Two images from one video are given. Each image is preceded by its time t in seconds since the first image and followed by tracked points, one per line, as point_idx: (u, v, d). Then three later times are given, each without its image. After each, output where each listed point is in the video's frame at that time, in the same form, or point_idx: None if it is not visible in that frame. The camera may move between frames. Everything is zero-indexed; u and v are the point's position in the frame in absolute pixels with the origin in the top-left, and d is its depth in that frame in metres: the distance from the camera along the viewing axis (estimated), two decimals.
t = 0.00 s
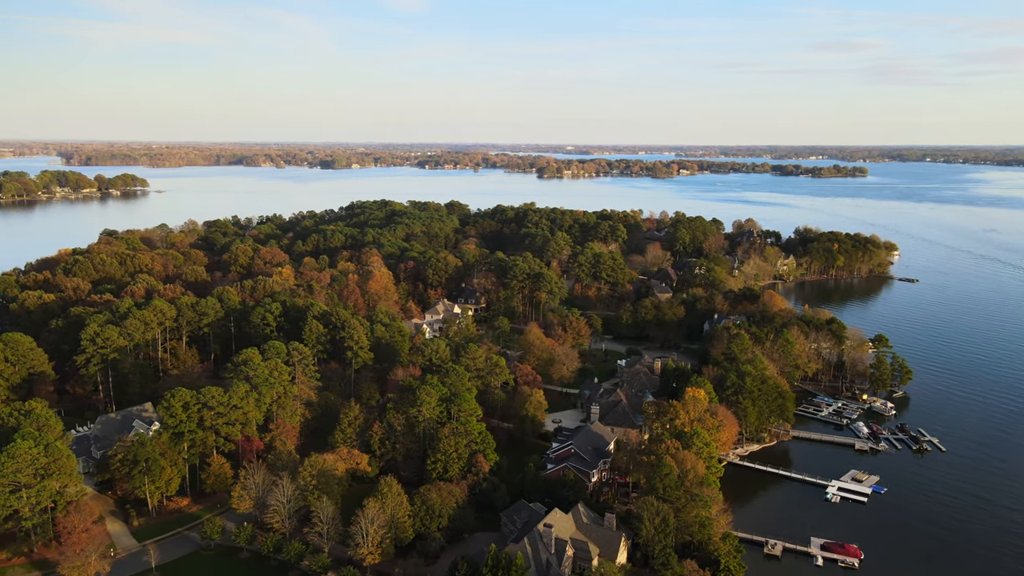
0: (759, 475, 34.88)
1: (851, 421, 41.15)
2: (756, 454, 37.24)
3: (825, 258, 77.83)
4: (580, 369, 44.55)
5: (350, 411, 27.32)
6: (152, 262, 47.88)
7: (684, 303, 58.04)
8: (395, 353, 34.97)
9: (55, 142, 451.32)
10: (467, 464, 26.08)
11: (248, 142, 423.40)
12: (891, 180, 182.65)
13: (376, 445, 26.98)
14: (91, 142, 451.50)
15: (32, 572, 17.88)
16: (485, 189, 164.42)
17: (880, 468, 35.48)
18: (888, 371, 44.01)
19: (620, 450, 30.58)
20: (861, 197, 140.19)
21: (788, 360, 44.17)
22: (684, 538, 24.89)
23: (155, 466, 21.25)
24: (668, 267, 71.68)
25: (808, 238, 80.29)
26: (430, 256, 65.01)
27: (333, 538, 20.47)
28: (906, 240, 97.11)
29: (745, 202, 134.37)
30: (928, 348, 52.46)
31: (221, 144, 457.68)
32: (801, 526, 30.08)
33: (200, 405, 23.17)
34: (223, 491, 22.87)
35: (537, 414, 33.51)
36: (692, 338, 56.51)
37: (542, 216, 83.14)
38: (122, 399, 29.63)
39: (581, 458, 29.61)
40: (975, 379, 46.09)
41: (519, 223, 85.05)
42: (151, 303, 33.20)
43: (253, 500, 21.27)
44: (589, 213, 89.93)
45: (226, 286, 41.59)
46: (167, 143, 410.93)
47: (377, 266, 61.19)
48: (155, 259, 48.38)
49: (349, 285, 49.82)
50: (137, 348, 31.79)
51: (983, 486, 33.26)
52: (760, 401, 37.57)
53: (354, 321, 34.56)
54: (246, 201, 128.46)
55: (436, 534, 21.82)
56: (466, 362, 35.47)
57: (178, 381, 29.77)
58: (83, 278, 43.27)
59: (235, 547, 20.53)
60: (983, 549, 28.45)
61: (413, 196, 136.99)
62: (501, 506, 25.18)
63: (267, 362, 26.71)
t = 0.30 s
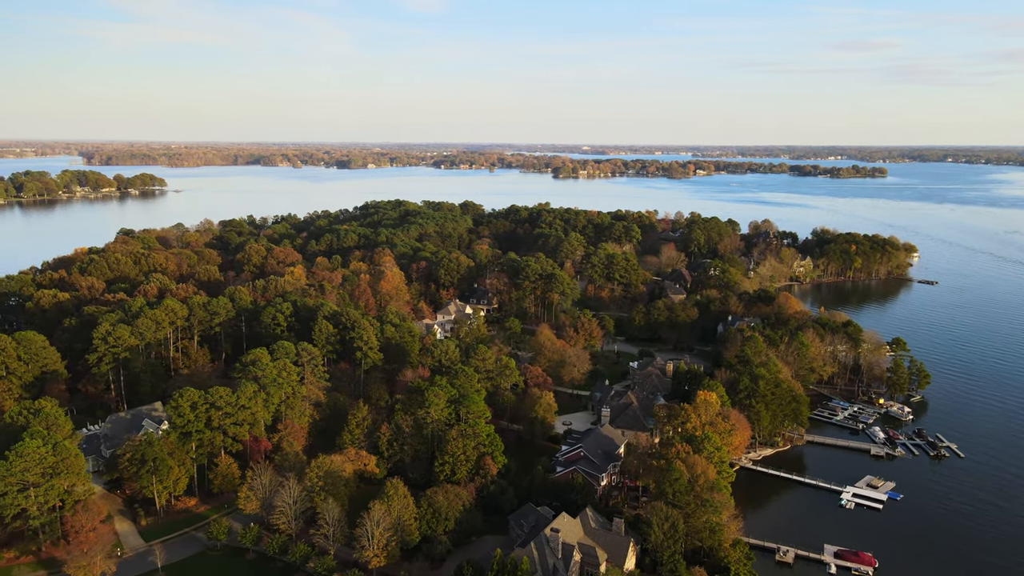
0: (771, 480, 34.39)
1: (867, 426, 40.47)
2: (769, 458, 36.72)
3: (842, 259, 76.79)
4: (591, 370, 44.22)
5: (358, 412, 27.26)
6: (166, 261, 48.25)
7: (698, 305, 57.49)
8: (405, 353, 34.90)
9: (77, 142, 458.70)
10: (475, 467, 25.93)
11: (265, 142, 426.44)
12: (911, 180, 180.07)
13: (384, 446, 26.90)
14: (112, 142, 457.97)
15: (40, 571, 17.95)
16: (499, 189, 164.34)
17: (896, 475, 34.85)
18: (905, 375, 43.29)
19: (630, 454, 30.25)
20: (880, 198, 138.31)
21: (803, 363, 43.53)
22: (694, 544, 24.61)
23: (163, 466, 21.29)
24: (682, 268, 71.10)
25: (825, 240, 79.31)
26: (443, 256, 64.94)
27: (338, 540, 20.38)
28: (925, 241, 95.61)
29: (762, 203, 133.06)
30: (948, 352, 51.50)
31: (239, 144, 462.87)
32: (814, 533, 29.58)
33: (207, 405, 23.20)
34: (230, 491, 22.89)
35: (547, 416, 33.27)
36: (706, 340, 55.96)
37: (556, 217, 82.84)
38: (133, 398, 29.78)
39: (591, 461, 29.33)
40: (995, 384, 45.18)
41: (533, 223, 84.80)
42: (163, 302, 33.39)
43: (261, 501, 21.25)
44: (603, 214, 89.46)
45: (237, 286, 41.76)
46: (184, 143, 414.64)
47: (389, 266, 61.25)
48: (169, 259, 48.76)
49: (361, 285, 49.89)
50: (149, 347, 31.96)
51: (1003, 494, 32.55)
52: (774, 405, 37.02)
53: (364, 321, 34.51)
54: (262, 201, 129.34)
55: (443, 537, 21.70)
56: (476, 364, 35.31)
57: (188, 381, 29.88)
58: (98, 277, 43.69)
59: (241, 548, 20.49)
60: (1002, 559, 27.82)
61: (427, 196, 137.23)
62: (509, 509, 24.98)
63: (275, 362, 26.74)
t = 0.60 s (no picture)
0: (784, 485, 33.89)
1: (883, 431, 39.76)
2: (783, 463, 36.19)
3: (860, 261, 75.74)
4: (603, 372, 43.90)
5: (367, 413, 27.21)
6: (180, 261, 48.64)
7: (712, 306, 56.90)
8: (415, 354, 34.88)
9: (98, 142, 465.73)
10: (483, 469, 25.79)
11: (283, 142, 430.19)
12: (932, 181, 177.31)
13: (392, 448, 26.83)
14: (132, 142, 464.25)
15: (48, 569, 18.06)
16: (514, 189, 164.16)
17: (913, 481, 34.22)
18: (924, 379, 42.60)
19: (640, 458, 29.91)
20: (900, 199, 136.32)
21: (819, 366, 42.82)
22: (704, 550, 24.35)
23: (170, 466, 21.34)
24: (697, 269, 70.49)
25: (843, 241, 78.25)
26: (455, 256, 64.88)
27: (344, 543, 20.29)
28: (946, 242, 94.03)
29: (779, 203, 131.73)
30: (967, 356, 50.55)
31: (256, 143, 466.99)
32: (828, 540, 29.06)
33: (215, 405, 23.24)
34: (238, 491, 22.91)
35: (556, 419, 33.01)
36: (720, 342, 55.41)
37: (571, 217, 82.54)
38: (146, 397, 29.95)
39: (600, 465, 29.06)
40: (1017, 389, 44.24)
41: (547, 223, 84.55)
42: (175, 301, 33.61)
43: (267, 502, 21.22)
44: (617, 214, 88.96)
45: (250, 286, 41.98)
46: (204, 143, 419.50)
47: (401, 266, 61.33)
48: (184, 258, 49.14)
49: (372, 286, 49.98)
50: (161, 346, 32.16)
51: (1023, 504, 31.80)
52: (787, 409, 36.49)
53: (374, 321, 34.49)
54: (277, 201, 130.22)
55: (449, 541, 21.60)
56: (486, 365, 35.19)
57: (199, 380, 29.99)
58: (113, 276, 44.10)
59: (247, 550, 20.44)
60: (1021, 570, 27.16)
61: (442, 196, 137.46)
62: (516, 513, 24.81)
63: (284, 363, 26.79)
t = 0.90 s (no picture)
0: (798, 491, 33.37)
1: (900, 436, 39.06)
2: (796, 468, 35.65)
3: (878, 263, 74.64)
4: (614, 374, 43.57)
5: (374, 414, 27.15)
6: (194, 260, 48.97)
7: (727, 308, 56.24)
8: (425, 355, 34.78)
9: (118, 142, 472.46)
10: (491, 472, 25.61)
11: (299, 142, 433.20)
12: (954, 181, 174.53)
13: (400, 450, 26.74)
14: (152, 142, 470.07)
15: (55, 568, 18.16)
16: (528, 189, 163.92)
17: (930, 487, 33.56)
18: (942, 384, 41.75)
19: (650, 462, 29.58)
20: (920, 200, 134.41)
21: (834, 370, 42.11)
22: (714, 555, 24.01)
23: (177, 466, 21.39)
24: (712, 270, 69.83)
25: (861, 242, 77.12)
26: (467, 256, 64.77)
27: (349, 545, 20.20)
28: (966, 244, 92.45)
29: (796, 204, 130.30)
30: (988, 360, 49.59)
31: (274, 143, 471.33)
32: (841, 547, 28.54)
33: (223, 405, 23.24)
34: (246, 491, 22.93)
35: (566, 421, 32.70)
36: (733, 344, 54.79)
37: (585, 217, 82.17)
38: (157, 395, 30.11)
39: (610, 468, 28.74)
40: None
41: (561, 223, 84.23)
42: (187, 301, 33.79)
43: (273, 503, 21.19)
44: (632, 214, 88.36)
45: (262, 285, 42.14)
46: (223, 143, 423.84)
47: (413, 266, 61.33)
48: (198, 257, 49.48)
49: (383, 285, 50.03)
50: (172, 346, 32.34)
51: None
52: (801, 413, 35.92)
53: (384, 322, 34.44)
54: (293, 200, 131.05)
55: (455, 544, 21.46)
56: (496, 367, 35.02)
57: (209, 379, 30.11)
58: (127, 275, 44.49)
59: (253, 551, 20.41)
60: None
61: (456, 196, 137.54)
62: (524, 517, 24.63)
63: (293, 363, 26.78)
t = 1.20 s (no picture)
0: (811, 497, 32.86)
1: (917, 442, 38.36)
2: (810, 473, 35.10)
3: (897, 265, 73.52)
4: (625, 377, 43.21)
5: (382, 416, 27.08)
6: (208, 259, 49.25)
7: (741, 310, 55.60)
8: (435, 356, 34.68)
9: (137, 142, 478.16)
10: (498, 475, 25.42)
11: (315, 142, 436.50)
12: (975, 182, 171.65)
13: (407, 451, 26.64)
14: (170, 142, 475.91)
15: (62, 567, 18.29)
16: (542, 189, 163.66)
17: (947, 495, 32.90)
18: (961, 388, 40.98)
19: (659, 466, 29.27)
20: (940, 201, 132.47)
21: (849, 373, 41.48)
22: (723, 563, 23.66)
23: (184, 466, 21.47)
24: (726, 271, 69.15)
25: (879, 243, 75.95)
26: (479, 256, 64.61)
27: (354, 547, 20.09)
28: (987, 246, 90.86)
29: (813, 204, 128.88)
30: (1009, 364, 48.66)
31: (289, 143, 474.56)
32: (855, 554, 28.05)
33: (231, 405, 23.25)
34: (253, 492, 22.95)
35: (576, 424, 32.40)
36: (747, 347, 54.17)
37: (599, 218, 81.73)
38: (167, 395, 30.25)
39: (619, 472, 28.43)
40: None
41: (575, 224, 83.88)
42: (198, 301, 33.95)
43: (279, 505, 21.16)
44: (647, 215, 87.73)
45: (274, 285, 42.29)
46: (240, 144, 427.30)
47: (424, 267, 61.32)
48: (211, 257, 49.77)
49: (394, 286, 50.10)
50: (183, 345, 32.50)
51: None
52: (815, 418, 35.34)
53: (393, 323, 34.37)
54: (307, 200, 131.77)
55: (461, 548, 21.31)
56: (505, 369, 34.83)
57: (218, 379, 30.20)
58: (141, 275, 44.83)
59: (259, 552, 20.39)
60: None
61: (470, 196, 137.60)
62: (531, 521, 24.46)
63: (301, 363, 26.76)
